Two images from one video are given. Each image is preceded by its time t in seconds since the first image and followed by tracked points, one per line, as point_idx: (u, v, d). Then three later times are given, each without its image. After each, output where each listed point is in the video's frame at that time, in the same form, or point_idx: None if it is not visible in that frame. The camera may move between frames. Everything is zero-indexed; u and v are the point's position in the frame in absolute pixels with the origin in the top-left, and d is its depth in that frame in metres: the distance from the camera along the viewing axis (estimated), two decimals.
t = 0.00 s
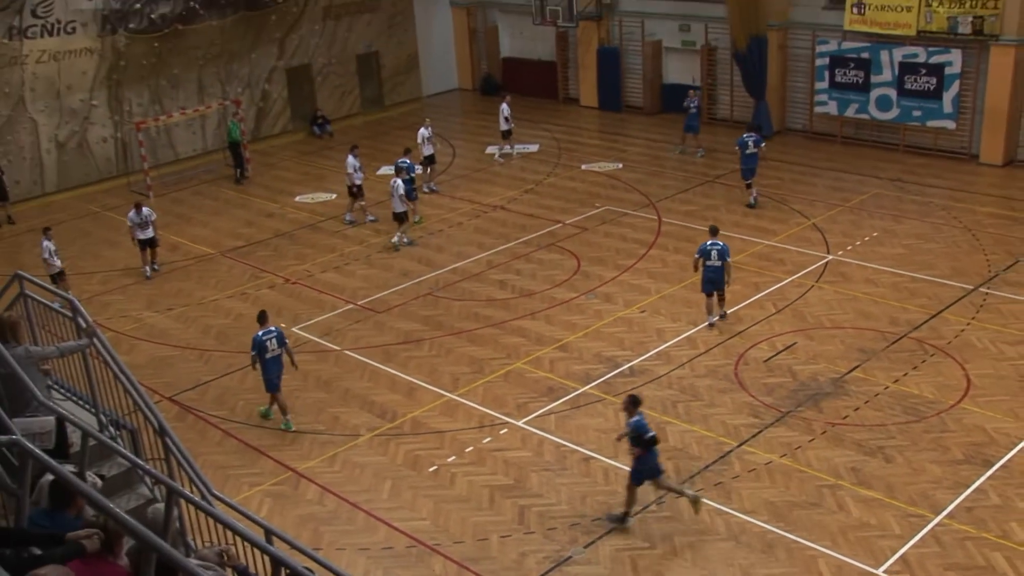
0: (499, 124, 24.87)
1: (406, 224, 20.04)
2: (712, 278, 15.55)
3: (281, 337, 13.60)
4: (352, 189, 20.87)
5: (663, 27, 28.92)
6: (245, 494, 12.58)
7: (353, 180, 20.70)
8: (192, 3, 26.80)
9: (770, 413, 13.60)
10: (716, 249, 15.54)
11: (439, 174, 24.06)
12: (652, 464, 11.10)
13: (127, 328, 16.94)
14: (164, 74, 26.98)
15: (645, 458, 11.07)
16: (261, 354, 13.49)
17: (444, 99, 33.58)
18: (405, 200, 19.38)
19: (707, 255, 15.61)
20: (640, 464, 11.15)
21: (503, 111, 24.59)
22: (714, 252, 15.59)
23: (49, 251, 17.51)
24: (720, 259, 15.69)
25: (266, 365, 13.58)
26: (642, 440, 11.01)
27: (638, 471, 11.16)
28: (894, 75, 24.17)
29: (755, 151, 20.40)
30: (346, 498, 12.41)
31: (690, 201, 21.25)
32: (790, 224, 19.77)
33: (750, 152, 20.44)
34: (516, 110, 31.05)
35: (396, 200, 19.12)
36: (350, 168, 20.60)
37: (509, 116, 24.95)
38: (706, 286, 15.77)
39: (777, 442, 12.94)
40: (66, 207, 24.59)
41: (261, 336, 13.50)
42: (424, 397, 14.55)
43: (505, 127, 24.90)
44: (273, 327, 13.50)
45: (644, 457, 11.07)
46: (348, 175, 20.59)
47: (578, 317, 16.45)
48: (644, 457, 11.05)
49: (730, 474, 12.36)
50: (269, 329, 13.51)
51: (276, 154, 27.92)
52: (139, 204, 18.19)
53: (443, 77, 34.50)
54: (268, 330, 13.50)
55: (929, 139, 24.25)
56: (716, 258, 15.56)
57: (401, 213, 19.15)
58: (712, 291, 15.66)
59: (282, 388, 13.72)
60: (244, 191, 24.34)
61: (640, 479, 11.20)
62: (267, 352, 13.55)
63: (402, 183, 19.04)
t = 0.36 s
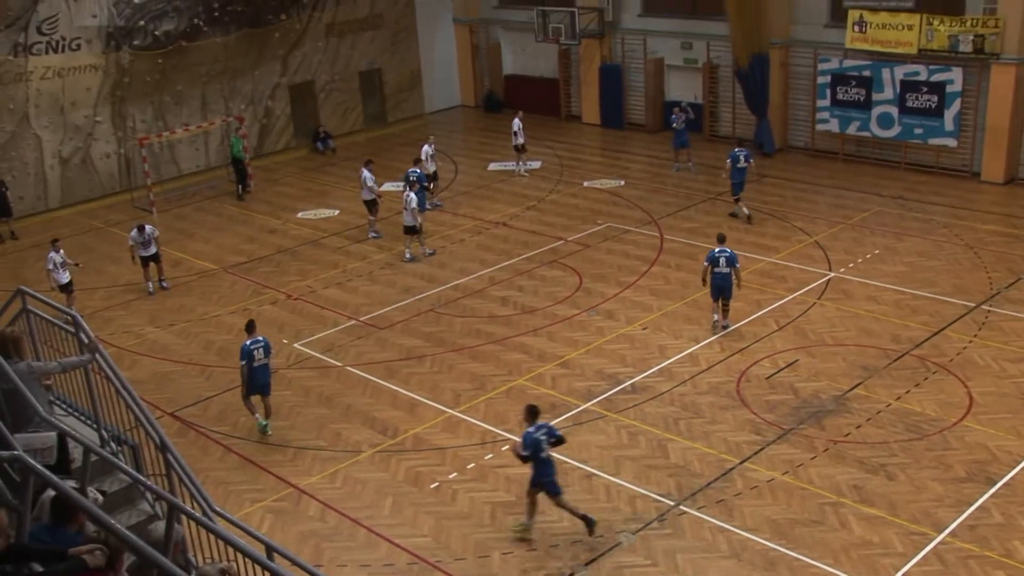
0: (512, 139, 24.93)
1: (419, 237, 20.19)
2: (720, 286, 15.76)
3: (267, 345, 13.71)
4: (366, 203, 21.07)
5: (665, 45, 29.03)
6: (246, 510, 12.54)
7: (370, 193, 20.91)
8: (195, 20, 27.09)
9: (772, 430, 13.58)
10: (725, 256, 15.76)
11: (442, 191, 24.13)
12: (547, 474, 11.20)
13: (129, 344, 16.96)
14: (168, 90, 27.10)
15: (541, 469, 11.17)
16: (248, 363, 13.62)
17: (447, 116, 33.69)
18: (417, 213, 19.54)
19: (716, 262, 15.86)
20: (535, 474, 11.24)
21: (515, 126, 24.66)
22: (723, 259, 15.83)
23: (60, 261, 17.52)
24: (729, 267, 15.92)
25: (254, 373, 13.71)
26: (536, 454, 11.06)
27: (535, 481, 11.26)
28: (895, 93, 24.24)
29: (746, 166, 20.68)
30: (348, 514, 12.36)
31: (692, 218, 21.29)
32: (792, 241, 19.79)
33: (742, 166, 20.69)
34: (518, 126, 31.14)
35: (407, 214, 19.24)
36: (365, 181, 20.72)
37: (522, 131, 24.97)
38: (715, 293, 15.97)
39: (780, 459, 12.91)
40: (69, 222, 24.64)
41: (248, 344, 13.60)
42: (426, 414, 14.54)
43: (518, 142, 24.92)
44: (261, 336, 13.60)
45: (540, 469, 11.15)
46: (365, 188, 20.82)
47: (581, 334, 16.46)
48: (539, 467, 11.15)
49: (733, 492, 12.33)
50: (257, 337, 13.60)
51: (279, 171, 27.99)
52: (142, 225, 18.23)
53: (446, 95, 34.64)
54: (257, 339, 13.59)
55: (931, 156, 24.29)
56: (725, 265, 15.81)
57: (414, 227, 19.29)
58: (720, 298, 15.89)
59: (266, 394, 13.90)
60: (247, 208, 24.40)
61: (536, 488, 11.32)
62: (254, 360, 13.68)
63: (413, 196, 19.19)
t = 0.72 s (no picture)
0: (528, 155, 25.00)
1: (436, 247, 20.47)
2: (729, 295, 16.07)
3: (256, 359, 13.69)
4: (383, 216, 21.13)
5: (671, 62, 29.09)
6: (250, 525, 12.49)
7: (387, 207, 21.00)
8: (203, 36, 27.28)
9: (779, 448, 13.53)
10: (731, 265, 16.03)
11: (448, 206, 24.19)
12: (455, 485, 11.30)
13: (135, 358, 16.98)
14: (175, 106, 27.21)
15: (450, 479, 11.26)
16: (237, 375, 13.63)
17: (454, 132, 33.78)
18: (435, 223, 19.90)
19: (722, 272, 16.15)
20: (444, 484, 11.33)
21: (532, 142, 24.69)
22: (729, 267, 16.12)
23: (69, 272, 17.57)
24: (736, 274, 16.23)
25: (242, 386, 13.74)
26: (445, 464, 11.15)
27: (444, 491, 11.33)
28: (901, 111, 24.27)
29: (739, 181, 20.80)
30: (353, 530, 12.32)
31: (697, 234, 21.29)
32: (798, 258, 19.79)
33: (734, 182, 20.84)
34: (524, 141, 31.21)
35: (427, 225, 19.60)
36: (382, 196, 20.74)
37: (538, 148, 25.04)
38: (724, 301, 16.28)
39: (785, 477, 12.87)
40: (76, 237, 24.70)
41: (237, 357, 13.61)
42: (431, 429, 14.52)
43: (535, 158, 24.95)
44: (249, 350, 13.56)
45: (449, 479, 11.25)
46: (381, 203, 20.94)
47: (586, 350, 16.46)
48: (447, 478, 11.26)
49: (739, 509, 12.28)
50: (245, 351, 13.58)
51: (284, 186, 28.07)
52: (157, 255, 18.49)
53: (453, 111, 34.72)
54: (245, 352, 13.57)
55: (937, 174, 24.28)
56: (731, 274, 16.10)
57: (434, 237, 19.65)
58: (729, 307, 16.18)
59: (258, 407, 13.93)
60: (253, 222, 24.48)
61: (446, 498, 11.39)
62: (244, 373, 13.69)
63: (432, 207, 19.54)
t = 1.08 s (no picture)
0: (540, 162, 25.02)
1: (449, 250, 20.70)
2: (735, 295, 16.28)
3: (249, 362, 13.82)
4: (399, 221, 21.21)
5: (679, 69, 29.10)
6: (256, 531, 12.49)
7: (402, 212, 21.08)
8: (211, 43, 27.44)
9: (786, 456, 13.50)
10: (737, 265, 16.21)
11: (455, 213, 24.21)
12: (371, 484, 11.57)
13: (142, 364, 17.02)
14: (184, 112, 27.29)
15: (366, 481, 11.54)
16: (229, 377, 13.78)
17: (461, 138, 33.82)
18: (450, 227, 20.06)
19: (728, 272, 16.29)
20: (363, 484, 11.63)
21: (544, 150, 24.75)
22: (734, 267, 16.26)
23: (70, 281, 17.61)
24: (741, 275, 16.40)
25: (235, 387, 13.89)
26: (360, 467, 11.42)
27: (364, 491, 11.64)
28: (909, 119, 24.20)
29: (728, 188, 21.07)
30: (359, 537, 12.31)
31: (704, 241, 21.28)
32: (806, 266, 19.75)
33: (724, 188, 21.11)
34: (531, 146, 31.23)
35: (441, 228, 19.81)
36: (399, 201, 20.81)
37: (549, 154, 25.04)
38: (729, 301, 16.52)
39: (792, 485, 12.83)
40: (85, 242, 24.77)
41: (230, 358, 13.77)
42: (437, 436, 14.52)
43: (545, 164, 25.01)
44: (243, 351, 13.73)
45: (365, 481, 11.54)
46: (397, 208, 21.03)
47: (593, 358, 16.45)
48: (363, 479, 11.54)
49: (745, 517, 12.24)
50: (238, 352, 13.75)
51: (291, 192, 28.10)
52: (168, 264, 18.51)
53: (460, 117, 34.76)
54: (238, 354, 13.74)
55: (945, 181, 24.22)
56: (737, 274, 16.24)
57: (448, 240, 19.93)
58: (734, 306, 16.38)
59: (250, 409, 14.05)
60: (260, 228, 24.52)
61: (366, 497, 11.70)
62: (237, 375, 13.84)
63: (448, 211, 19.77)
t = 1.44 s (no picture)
0: (544, 167, 25.07)
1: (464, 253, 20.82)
2: (736, 292, 16.67)
3: (247, 363, 13.85)
4: (414, 225, 21.25)
5: (685, 75, 29.10)
6: (261, 536, 12.48)
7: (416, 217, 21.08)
8: (219, 48, 27.50)
9: (792, 463, 13.47)
10: (738, 264, 16.69)
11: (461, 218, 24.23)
12: (300, 480, 11.77)
13: (149, 368, 17.05)
14: (190, 117, 27.35)
15: (295, 476, 11.74)
16: (229, 378, 13.83)
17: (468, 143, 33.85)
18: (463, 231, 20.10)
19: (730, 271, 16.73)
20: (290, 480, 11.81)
21: (547, 155, 24.79)
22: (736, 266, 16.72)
23: (70, 288, 17.64)
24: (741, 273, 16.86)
25: (235, 389, 13.93)
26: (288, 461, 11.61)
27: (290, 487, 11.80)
28: (916, 125, 24.18)
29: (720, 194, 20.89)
30: (364, 542, 12.28)
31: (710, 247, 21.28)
32: (812, 272, 19.72)
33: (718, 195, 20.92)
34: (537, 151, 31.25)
35: (455, 233, 19.82)
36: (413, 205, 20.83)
37: (553, 160, 25.10)
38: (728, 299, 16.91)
39: (798, 492, 12.80)
40: (92, 247, 24.83)
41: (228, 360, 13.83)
42: (443, 442, 14.51)
43: (548, 170, 25.03)
44: (241, 353, 13.79)
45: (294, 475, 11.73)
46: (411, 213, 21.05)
47: (599, 364, 16.44)
48: (291, 474, 11.73)
49: (751, 524, 12.20)
50: (237, 354, 13.81)
51: (298, 197, 28.12)
52: (174, 269, 18.52)
53: (467, 123, 34.80)
54: (237, 356, 13.80)
55: (952, 187, 24.18)
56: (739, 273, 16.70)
57: (461, 244, 19.95)
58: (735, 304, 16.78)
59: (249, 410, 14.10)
60: (266, 234, 24.55)
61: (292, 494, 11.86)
62: (236, 376, 13.89)
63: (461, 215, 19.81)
